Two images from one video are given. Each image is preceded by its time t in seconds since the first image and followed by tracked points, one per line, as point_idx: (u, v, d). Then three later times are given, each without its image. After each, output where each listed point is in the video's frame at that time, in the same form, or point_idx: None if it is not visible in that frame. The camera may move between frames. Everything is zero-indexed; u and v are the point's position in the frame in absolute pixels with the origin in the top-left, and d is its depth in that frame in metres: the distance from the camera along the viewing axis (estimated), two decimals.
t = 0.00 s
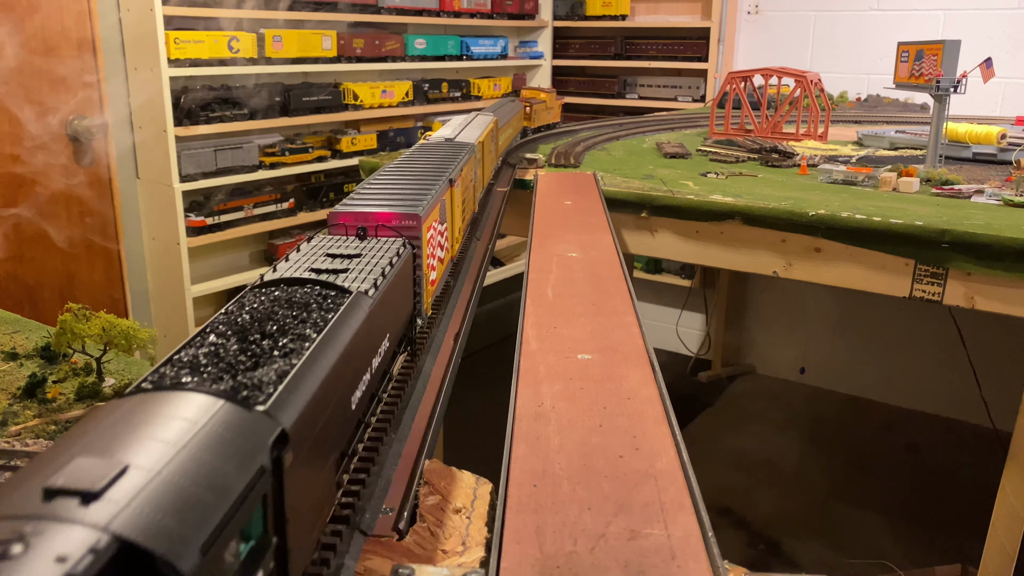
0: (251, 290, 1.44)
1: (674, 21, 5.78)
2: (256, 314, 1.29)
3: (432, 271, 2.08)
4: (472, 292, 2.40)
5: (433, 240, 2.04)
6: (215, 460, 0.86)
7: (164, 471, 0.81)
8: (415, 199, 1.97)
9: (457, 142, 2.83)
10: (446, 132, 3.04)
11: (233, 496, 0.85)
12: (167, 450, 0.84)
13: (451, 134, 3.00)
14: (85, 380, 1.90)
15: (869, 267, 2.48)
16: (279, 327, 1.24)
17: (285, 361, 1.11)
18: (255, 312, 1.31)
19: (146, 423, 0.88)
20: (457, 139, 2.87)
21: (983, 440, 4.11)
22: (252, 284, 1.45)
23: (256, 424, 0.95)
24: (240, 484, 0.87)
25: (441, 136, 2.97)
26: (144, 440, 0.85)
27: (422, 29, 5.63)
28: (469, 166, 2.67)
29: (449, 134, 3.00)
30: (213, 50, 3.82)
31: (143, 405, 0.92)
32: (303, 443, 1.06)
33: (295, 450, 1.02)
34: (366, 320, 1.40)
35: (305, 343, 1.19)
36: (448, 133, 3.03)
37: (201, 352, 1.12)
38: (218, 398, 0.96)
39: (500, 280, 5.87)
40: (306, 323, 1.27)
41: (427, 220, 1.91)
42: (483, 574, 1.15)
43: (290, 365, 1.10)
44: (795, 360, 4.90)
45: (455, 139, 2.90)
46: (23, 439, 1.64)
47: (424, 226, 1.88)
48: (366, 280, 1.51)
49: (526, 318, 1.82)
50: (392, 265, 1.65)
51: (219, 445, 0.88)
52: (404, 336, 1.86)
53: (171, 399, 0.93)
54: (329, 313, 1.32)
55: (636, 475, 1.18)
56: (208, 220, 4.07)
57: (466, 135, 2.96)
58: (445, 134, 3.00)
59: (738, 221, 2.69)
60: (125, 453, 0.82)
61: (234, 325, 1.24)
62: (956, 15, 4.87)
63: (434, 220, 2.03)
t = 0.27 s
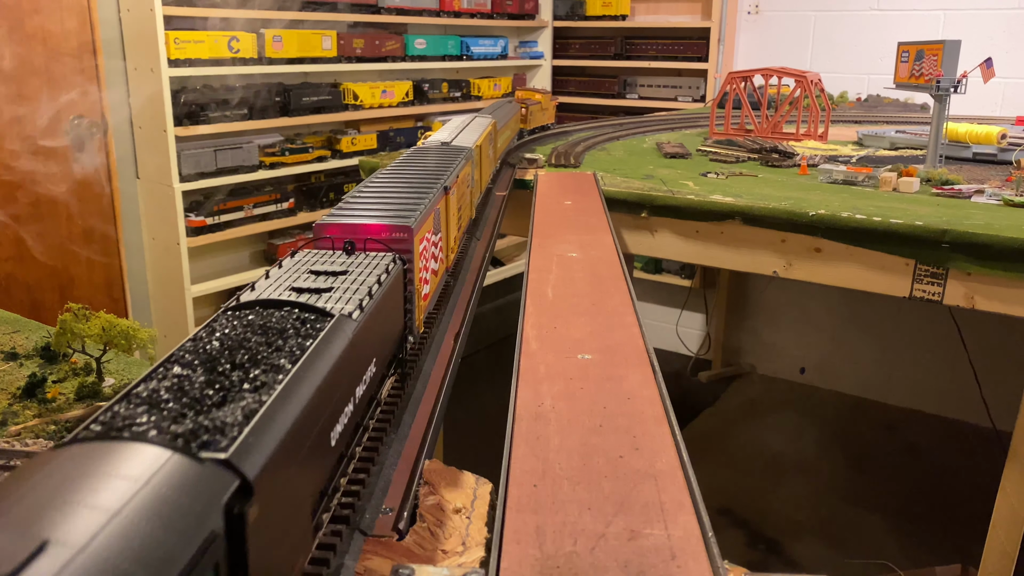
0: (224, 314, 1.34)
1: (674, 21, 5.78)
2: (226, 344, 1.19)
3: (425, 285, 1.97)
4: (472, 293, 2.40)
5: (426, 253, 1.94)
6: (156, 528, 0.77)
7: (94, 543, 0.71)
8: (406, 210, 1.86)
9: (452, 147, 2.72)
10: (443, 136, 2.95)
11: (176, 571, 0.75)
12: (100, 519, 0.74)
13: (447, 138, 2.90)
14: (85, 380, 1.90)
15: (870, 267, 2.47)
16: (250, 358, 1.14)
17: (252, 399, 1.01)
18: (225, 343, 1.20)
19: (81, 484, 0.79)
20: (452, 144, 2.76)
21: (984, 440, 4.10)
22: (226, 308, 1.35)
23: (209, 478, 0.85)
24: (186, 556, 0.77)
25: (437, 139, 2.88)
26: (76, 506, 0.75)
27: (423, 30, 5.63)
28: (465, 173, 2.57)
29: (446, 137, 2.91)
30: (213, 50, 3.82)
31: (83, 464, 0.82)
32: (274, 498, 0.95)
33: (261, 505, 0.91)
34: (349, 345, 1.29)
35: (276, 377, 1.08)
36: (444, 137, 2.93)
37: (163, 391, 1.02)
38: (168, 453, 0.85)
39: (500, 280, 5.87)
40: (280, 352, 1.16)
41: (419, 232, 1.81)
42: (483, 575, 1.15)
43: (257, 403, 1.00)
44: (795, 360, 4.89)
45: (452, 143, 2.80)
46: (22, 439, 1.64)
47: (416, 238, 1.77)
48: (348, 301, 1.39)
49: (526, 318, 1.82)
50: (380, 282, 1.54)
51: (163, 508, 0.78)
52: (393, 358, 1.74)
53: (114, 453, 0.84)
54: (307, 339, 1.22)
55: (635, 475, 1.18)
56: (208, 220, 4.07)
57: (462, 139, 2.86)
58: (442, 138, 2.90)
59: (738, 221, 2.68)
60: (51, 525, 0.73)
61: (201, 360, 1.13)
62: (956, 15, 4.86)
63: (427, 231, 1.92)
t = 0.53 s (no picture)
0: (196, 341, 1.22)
1: (674, 21, 5.79)
2: (194, 377, 1.07)
3: (416, 303, 1.86)
4: (471, 293, 2.40)
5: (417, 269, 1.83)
6: None
7: None
8: (395, 225, 1.75)
9: (446, 154, 2.60)
10: (438, 141, 2.84)
11: None
12: None
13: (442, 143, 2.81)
14: (85, 380, 1.89)
15: (869, 267, 2.47)
16: (218, 396, 1.02)
17: (215, 447, 0.90)
18: (192, 378, 1.07)
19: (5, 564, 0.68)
20: (446, 151, 2.65)
21: (984, 440, 4.10)
22: (198, 334, 1.23)
23: (157, 548, 0.74)
24: None
25: (432, 144, 2.79)
26: None
27: (423, 30, 5.63)
28: (460, 181, 2.46)
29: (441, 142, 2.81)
30: (213, 50, 3.82)
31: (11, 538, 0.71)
32: (237, 564, 0.83)
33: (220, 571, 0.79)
34: (331, 379, 1.17)
35: (246, 419, 0.97)
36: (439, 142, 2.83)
37: (118, 434, 0.91)
38: (109, 523, 0.74)
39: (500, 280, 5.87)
40: (252, 389, 1.05)
41: (409, 248, 1.70)
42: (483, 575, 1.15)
43: (221, 452, 0.89)
44: (795, 360, 4.89)
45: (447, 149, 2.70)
46: (22, 439, 1.64)
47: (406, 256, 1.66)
48: (331, 330, 1.27)
49: (526, 318, 1.82)
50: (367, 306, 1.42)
51: None
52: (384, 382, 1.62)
53: (49, 522, 0.73)
54: (284, 373, 1.10)
55: (635, 475, 1.18)
56: (209, 220, 4.07)
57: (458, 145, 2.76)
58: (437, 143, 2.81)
59: (738, 221, 2.69)
60: None
61: (163, 400, 1.01)
62: (955, 15, 4.87)
63: (418, 246, 1.81)
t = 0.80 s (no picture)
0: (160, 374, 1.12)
1: (674, 21, 5.79)
2: (150, 423, 0.98)
3: (406, 321, 1.75)
4: (472, 293, 2.40)
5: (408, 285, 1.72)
6: None
7: None
8: (384, 238, 1.64)
9: (440, 160, 2.50)
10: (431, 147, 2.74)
11: None
12: None
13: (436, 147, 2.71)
14: (85, 380, 1.89)
15: (870, 267, 2.47)
16: (175, 448, 0.93)
17: (161, 515, 0.80)
18: (148, 422, 0.98)
19: None
20: (440, 157, 2.54)
21: (984, 440, 4.10)
22: (163, 367, 1.13)
23: None
24: None
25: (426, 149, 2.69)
26: None
27: (423, 29, 5.63)
28: (455, 189, 2.35)
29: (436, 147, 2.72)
30: (213, 50, 3.82)
31: None
32: None
33: None
34: (307, 419, 1.07)
35: (201, 475, 0.87)
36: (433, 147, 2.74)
37: (59, 496, 0.83)
38: None
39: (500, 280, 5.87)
40: (214, 438, 0.95)
41: (399, 263, 1.59)
42: (483, 575, 1.15)
43: (167, 521, 0.79)
44: (795, 360, 4.89)
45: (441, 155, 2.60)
46: (22, 439, 1.64)
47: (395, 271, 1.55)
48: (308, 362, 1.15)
49: (526, 318, 1.82)
50: (350, 331, 1.31)
51: None
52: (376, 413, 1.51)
53: None
54: (251, 416, 1.00)
55: (635, 475, 1.18)
56: (209, 220, 4.08)
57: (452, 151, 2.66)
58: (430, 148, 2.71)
59: (738, 221, 2.68)
60: None
61: (111, 449, 0.92)
62: (955, 15, 4.86)
63: (409, 260, 1.71)
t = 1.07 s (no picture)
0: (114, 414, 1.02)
1: (674, 21, 5.79)
2: (96, 478, 0.88)
3: (396, 341, 1.65)
4: (472, 292, 2.40)
5: (397, 303, 1.62)
6: None
7: None
8: (372, 253, 1.54)
9: (434, 167, 2.39)
10: (425, 151, 2.64)
11: None
12: None
13: (432, 151, 2.62)
14: (85, 380, 1.89)
15: (869, 267, 2.47)
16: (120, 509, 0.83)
17: None
18: (96, 477, 0.88)
19: None
20: (434, 163, 2.44)
21: (984, 441, 4.10)
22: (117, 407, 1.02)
23: None
24: None
25: (421, 154, 2.60)
26: None
27: (423, 30, 5.63)
28: (449, 197, 2.25)
29: (431, 151, 2.62)
30: (213, 50, 3.83)
31: None
32: None
33: None
34: (275, 468, 0.96)
35: (145, 545, 0.78)
36: (428, 151, 2.64)
37: None
38: None
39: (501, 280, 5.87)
40: (165, 497, 0.85)
41: (388, 279, 1.49)
42: (483, 574, 1.15)
43: None
44: (795, 361, 4.89)
45: (436, 160, 2.50)
46: (22, 439, 1.64)
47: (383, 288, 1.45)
48: (277, 398, 1.05)
49: (526, 318, 1.82)
50: (330, 362, 1.20)
51: None
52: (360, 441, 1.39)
53: None
54: (209, 469, 0.90)
55: (635, 475, 1.18)
56: (208, 220, 4.07)
57: (448, 155, 2.56)
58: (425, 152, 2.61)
59: (738, 221, 2.68)
60: None
61: (45, 510, 0.82)
62: (955, 15, 4.87)
63: (399, 276, 1.61)
